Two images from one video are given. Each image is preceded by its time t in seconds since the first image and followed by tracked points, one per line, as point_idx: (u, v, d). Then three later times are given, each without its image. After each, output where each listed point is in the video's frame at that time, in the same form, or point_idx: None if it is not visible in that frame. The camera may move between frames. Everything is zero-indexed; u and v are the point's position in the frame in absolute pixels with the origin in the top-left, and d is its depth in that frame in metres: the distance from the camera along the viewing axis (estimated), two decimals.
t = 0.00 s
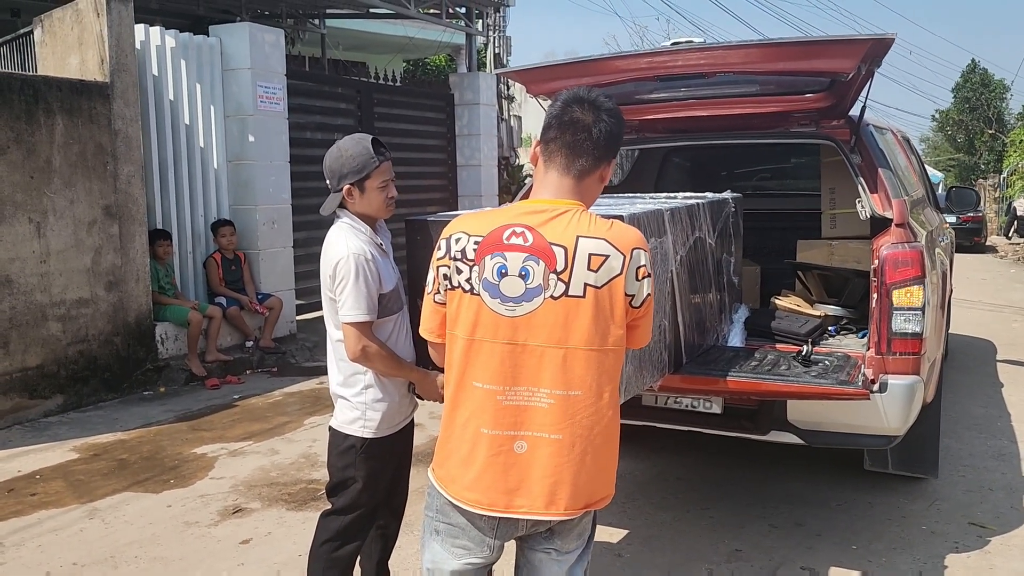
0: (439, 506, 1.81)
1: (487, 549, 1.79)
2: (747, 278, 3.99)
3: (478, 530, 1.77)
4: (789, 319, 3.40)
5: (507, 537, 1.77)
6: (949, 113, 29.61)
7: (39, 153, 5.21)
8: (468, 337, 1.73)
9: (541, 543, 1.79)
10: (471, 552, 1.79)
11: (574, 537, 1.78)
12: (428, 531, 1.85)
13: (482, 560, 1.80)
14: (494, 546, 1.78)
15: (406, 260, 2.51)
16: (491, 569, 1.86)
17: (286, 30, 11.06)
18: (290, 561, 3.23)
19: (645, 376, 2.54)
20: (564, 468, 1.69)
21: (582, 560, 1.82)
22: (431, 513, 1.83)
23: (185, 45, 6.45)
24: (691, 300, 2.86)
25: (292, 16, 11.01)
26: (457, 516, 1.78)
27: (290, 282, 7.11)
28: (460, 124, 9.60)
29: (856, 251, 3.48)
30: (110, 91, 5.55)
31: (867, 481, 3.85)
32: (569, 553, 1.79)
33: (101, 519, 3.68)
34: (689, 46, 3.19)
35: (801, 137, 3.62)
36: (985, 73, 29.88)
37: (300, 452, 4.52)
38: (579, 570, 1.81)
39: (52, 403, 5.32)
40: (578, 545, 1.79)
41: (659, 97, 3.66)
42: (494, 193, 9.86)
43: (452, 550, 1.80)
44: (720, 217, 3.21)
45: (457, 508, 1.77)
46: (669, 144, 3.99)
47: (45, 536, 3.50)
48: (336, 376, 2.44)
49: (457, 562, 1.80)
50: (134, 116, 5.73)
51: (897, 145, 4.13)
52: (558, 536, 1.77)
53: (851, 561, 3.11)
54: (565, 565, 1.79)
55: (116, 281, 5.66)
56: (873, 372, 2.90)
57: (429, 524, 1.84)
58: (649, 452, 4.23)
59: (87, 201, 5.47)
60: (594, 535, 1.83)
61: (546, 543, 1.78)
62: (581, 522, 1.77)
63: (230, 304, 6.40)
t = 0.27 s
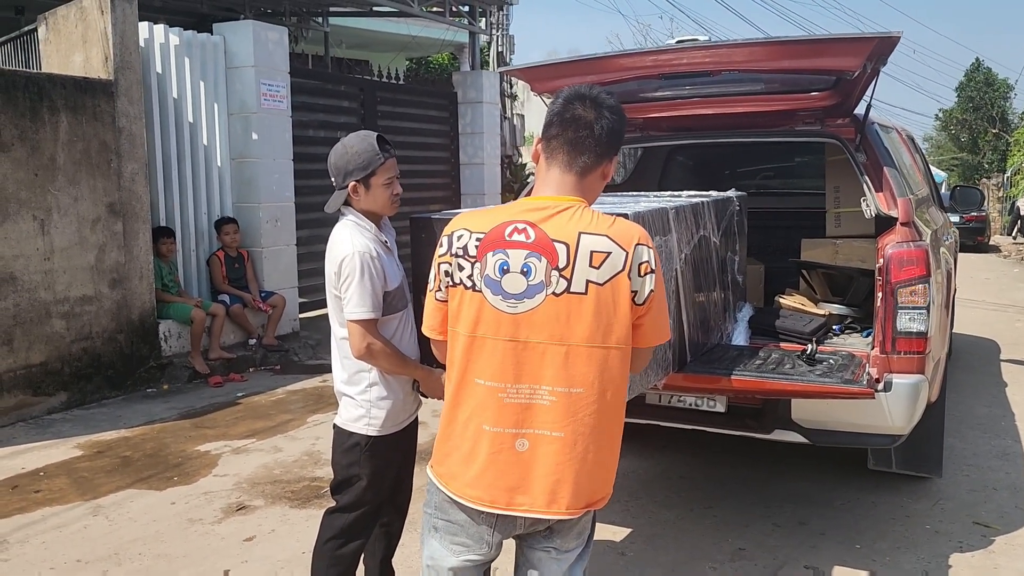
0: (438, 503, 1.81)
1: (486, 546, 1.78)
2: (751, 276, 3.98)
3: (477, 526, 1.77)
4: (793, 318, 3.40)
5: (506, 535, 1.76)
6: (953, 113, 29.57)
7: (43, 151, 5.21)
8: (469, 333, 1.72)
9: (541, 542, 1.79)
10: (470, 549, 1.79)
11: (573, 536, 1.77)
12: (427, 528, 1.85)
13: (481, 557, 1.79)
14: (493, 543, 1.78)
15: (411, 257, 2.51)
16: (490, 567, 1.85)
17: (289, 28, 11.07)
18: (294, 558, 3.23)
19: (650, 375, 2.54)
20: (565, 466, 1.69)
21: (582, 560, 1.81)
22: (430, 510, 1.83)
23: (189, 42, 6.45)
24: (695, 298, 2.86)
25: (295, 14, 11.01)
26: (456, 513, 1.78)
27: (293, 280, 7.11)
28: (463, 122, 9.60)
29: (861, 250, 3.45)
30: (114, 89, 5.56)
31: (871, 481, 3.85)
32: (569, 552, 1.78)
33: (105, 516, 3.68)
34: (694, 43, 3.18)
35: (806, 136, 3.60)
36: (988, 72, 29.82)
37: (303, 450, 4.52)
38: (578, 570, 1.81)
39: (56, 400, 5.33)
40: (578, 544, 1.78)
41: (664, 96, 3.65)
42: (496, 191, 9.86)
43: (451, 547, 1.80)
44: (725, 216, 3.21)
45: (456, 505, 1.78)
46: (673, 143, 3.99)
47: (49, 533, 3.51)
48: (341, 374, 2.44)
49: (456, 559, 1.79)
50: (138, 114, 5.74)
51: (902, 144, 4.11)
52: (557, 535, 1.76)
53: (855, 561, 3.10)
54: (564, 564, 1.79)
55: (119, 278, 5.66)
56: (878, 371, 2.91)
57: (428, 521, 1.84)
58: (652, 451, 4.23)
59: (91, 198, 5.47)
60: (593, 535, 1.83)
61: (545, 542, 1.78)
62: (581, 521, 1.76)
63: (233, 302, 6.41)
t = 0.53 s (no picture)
0: (432, 497, 1.81)
1: (478, 542, 1.78)
2: (752, 274, 3.97)
3: (469, 522, 1.76)
4: (794, 316, 3.40)
5: (497, 532, 1.76)
6: (953, 111, 29.56)
7: (44, 149, 5.20)
8: (458, 328, 1.73)
9: (533, 540, 1.77)
10: (463, 544, 1.79)
11: (566, 535, 1.75)
12: (423, 521, 1.86)
13: (474, 552, 1.79)
14: (485, 539, 1.77)
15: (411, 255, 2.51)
16: (484, 562, 1.85)
17: (289, 26, 11.05)
18: (294, 556, 3.23)
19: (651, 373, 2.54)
20: (551, 463, 1.67)
21: (576, 559, 1.79)
22: (424, 504, 1.83)
23: (189, 40, 6.43)
24: (696, 296, 2.85)
25: (295, 12, 11.00)
26: (449, 508, 1.79)
27: (293, 278, 7.11)
28: (463, 120, 9.59)
29: (862, 248, 3.41)
30: (114, 87, 5.56)
31: (871, 479, 3.84)
32: (562, 551, 1.76)
33: (105, 514, 3.68)
34: (695, 40, 3.18)
35: (807, 134, 3.59)
36: (989, 71, 29.80)
37: (304, 448, 4.52)
38: (573, 569, 1.78)
39: (56, 398, 5.32)
40: (571, 543, 1.76)
41: (664, 93, 3.65)
42: (497, 189, 9.85)
43: (444, 541, 1.81)
44: (725, 213, 3.20)
45: (450, 500, 1.78)
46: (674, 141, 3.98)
47: (49, 531, 3.50)
48: (342, 371, 2.44)
49: (449, 553, 1.80)
50: (138, 112, 5.73)
51: (903, 141, 4.10)
52: (549, 533, 1.75)
53: (855, 559, 3.10)
54: (557, 562, 1.77)
55: (119, 276, 5.66)
56: (879, 369, 2.92)
57: (423, 515, 1.85)
58: (652, 449, 4.22)
59: (91, 196, 5.47)
60: (589, 534, 1.81)
61: (537, 540, 1.76)
62: (574, 519, 1.75)
63: (233, 300, 6.40)
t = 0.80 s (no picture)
0: (429, 495, 1.82)
1: (474, 539, 1.77)
2: (750, 272, 3.97)
3: (463, 518, 1.76)
4: (792, 314, 3.39)
5: (491, 529, 1.75)
6: (951, 108, 29.58)
7: (40, 147, 5.19)
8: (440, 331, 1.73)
9: (528, 538, 1.76)
10: (458, 541, 1.78)
11: (561, 532, 1.74)
12: (420, 519, 1.85)
13: (470, 549, 1.78)
14: (480, 536, 1.76)
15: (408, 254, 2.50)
16: (482, 561, 1.84)
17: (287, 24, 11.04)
18: (292, 555, 3.23)
19: (649, 370, 2.54)
20: (540, 457, 1.67)
21: (574, 558, 1.77)
22: (422, 502, 1.83)
23: (186, 38, 6.41)
24: (695, 294, 2.85)
25: (292, 9, 10.98)
26: (444, 505, 1.78)
27: (291, 276, 7.10)
28: (461, 118, 9.58)
29: (860, 245, 3.44)
30: (111, 85, 5.54)
31: (870, 476, 3.85)
32: (558, 548, 1.75)
33: (103, 512, 3.67)
34: (693, 38, 3.15)
35: (805, 131, 3.59)
36: (987, 68, 29.81)
37: (302, 446, 4.51)
38: (570, 568, 1.76)
39: (54, 396, 5.32)
40: (567, 541, 1.75)
41: (662, 91, 3.65)
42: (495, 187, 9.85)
43: (440, 539, 1.80)
44: (724, 211, 3.20)
45: (445, 497, 1.78)
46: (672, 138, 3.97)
47: (47, 530, 3.50)
48: (340, 369, 2.43)
49: (445, 550, 1.79)
50: (135, 110, 5.72)
51: (902, 139, 4.10)
52: (544, 531, 1.74)
53: (854, 556, 3.10)
54: (553, 560, 1.75)
55: (117, 274, 5.65)
56: (878, 366, 2.92)
57: (420, 513, 1.85)
58: (651, 447, 4.22)
59: (89, 194, 5.46)
60: (585, 533, 1.79)
61: (532, 538, 1.75)
62: (570, 516, 1.74)
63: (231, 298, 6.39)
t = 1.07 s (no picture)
0: (419, 496, 1.80)
1: (466, 538, 1.75)
2: (750, 270, 3.96)
3: (453, 518, 1.74)
4: (791, 312, 3.38)
5: (482, 527, 1.73)
6: (951, 106, 29.57)
7: (39, 145, 5.18)
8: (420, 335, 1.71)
9: (520, 536, 1.76)
10: (451, 541, 1.76)
11: (554, 530, 1.75)
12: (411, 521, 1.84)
13: (463, 549, 1.77)
14: (472, 535, 1.75)
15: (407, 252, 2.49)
16: (475, 560, 1.83)
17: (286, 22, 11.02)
18: (291, 554, 3.22)
19: (648, 368, 2.53)
20: (532, 446, 1.66)
21: (567, 554, 1.77)
22: (412, 503, 1.82)
23: (184, 37, 6.41)
24: (693, 292, 2.85)
25: (291, 8, 10.97)
26: (435, 505, 1.77)
27: (291, 275, 7.10)
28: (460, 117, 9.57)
29: (860, 243, 3.41)
30: (109, 83, 5.53)
31: (869, 475, 3.84)
32: (551, 545, 1.75)
33: (101, 511, 3.67)
34: (692, 35, 3.16)
35: (805, 128, 3.58)
36: (987, 66, 29.80)
37: (301, 445, 4.51)
38: (564, 565, 1.76)
39: (52, 396, 5.31)
40: (559, 538, 1.76)
41: (661, 88, 3.64)
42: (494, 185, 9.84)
43: (432, 539, 1.78)
44: (723, 209, 3.19)
45: (435, 497, 1.76)
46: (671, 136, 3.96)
47: (45, 529, 3.49)
48: (339, 367, 2.42)
49: (437, 551, 1.77)
50: (134, 108, 5.71)
51: (901, 136, 4.09)
52: (536, 529, 1.74)
53: (853, 555, 3.09)
54: (546, 558, 1.75)
55: (116, 273, 5.65)
56: (877, 364, 2.90)
57: (411, 515, 1.83)
58: (650, 445, 4.22)
59: (87, 193, 5.45)
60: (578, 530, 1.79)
61: (525, 536, 1.75)
62: (561, 513, 1.74)
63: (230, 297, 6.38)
